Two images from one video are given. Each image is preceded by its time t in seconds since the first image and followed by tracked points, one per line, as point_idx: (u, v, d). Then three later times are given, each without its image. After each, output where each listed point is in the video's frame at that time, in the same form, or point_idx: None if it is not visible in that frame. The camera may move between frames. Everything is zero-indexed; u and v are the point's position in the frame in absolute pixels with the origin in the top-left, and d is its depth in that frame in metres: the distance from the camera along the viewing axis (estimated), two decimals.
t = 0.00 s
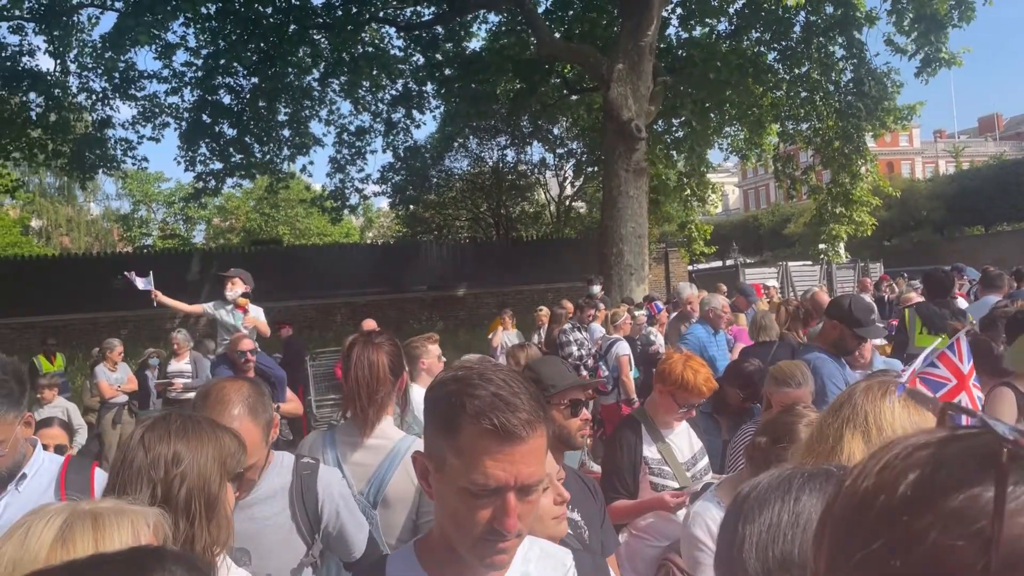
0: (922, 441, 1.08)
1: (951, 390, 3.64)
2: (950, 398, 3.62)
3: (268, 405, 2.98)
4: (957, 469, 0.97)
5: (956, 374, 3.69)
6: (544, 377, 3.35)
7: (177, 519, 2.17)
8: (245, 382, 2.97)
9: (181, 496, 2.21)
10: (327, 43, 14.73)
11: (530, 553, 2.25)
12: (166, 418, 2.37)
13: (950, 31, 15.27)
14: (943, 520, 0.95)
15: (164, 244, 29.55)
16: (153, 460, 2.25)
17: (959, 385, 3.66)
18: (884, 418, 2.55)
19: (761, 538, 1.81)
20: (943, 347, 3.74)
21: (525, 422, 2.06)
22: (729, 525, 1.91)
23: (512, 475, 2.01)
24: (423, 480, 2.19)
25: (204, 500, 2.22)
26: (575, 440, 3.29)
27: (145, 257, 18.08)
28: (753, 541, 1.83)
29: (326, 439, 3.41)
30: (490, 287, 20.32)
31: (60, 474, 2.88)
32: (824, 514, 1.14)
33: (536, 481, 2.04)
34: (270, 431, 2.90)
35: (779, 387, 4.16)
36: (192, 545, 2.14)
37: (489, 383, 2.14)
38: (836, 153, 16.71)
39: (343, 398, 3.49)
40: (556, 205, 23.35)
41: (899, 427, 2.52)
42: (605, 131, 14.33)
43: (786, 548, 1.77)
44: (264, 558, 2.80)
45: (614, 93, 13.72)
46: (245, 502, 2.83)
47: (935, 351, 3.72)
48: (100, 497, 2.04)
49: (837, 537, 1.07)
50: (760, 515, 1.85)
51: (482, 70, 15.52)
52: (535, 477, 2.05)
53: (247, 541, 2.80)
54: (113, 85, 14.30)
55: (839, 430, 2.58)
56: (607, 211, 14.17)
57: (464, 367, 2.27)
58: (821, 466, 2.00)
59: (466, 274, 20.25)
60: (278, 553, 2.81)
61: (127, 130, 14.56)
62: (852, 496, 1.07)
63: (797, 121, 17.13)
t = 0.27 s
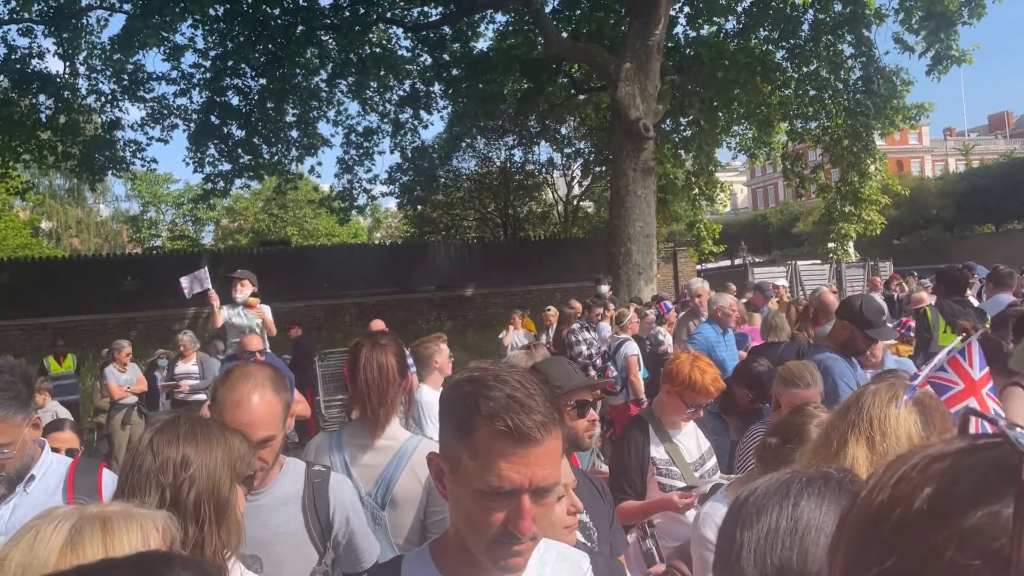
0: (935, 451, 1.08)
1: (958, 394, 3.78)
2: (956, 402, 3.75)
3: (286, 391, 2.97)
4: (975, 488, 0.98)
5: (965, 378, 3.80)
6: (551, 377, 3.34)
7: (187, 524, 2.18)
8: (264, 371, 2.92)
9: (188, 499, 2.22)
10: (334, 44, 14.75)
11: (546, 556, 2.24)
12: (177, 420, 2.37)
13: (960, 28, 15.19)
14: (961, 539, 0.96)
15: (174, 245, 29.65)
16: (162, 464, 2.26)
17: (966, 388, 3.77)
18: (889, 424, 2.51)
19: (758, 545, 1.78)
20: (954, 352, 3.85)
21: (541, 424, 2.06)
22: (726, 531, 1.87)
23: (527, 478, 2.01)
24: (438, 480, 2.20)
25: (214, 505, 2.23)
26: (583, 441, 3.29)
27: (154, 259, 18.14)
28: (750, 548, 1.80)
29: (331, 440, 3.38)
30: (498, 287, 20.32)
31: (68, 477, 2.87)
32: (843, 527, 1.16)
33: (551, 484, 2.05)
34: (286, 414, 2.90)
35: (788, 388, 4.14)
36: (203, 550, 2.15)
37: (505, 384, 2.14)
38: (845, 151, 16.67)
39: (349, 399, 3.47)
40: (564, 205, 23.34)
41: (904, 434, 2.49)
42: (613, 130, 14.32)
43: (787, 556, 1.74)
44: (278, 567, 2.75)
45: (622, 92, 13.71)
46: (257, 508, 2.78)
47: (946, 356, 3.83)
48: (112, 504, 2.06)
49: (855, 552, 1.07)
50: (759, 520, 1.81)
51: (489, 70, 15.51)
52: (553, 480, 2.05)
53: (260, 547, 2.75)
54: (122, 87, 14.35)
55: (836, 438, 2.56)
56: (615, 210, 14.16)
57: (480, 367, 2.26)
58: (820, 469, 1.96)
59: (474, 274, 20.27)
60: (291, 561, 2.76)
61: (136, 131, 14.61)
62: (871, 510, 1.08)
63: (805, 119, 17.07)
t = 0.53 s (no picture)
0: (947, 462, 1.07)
1: (979, 397, 3.57)
2: (977, 407, 3.54)
3: (308, 388, 2.98)
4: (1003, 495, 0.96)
5: (986, 382, 3.60)
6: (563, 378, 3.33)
7: (201, 527, 2.18)
8: (291, 369, 2.95)
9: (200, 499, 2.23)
10: (342, 45, 14.77)
11: (564, 557, 2.26)
12: (186, 423, 2.37)
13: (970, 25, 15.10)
14: (991, 545, 0.92)
15: (183, 246, 29.77)
16: (173, 468, 2.26)
17: (987, 392, 3.56)
18: (907, 426, 2.49)
19: (768, 539, 1.73)
20: (975, 356, 3.68)
21: (558, 424, 2.06)
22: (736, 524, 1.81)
23: (544, 478, 2.00)
24: (455, 481, 2.20)
25: (228, 506, 2.23)
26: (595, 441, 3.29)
27: (163, 260, 18.21)
28: (760, 541, 1.75)
29: (340, 441, 3.37)
30: (506, 287, 20.32)
31: (81, 478, 2.90)
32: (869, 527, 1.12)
33: (570, 485, 2.04)
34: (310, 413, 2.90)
35: (798, 388, 4.12)
36: (218, 551, 2.14)
37: (523, 384, 2.13)
38: (853, 150, 16.71)
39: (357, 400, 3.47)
40: (572, 204, 23.34)
41: (923, 436, 2.47)
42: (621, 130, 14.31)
43: (797, 548, 1.69)
44: None
45: (630, 91, 13.69)
46: (281, 516, 2.74)
47: (965, 360, 3.67)
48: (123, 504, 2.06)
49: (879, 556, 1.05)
50: (769, 514, 1.77)
51: (497, 70, 15.52)
52: (571, 482, 2.04)
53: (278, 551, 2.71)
54: (131, 89, 14.41)
55: (858, 436, 2.54)
56: (623, 210, 14.14)
57: (497, 368, 2.27)
58: (829, 467, 1.94)
59: (482, 274, 20.28)
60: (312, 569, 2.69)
61: (145, 133, 14.67)
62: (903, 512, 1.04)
63: (814, 118, 17.12)
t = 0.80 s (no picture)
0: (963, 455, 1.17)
1: (1004, 402, 3.37)
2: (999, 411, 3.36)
3: (321, 386, 3.01)
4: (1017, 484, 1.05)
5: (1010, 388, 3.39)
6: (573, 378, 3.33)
7: (218, 529, 2.19)
8: (311, 370, 3.00)
9: (217, 502, 2.24)
10: (350, 46, 14.80)
11: (576, 559, 2.25)
12: (196, 425, 2.37)
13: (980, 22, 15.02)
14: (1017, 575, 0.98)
15: (193, 248, 29.88)
16: (187, 472, 2.26)
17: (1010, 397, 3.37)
18: (927, 427, 2.48)
19: (779, 533, 1.70)
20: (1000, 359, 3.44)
21: (567, 425, 2.06)
22: (746, 517, 1.78)
23: (554, 479, 2.00)
24: (465, 482, 2.19)
25: (244, 507, 2.25)
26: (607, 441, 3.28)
27: (173, 262, 18.28)
28: (772, 533, 1.72)
29: (350, 443, 3.38)
30: (514, 287, 20.32)
31: (94, 479, 2.88)
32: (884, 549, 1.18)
33: (580, 486, 2.04)
34: (323, 415, 2.90)
35: (808, 387, 4.11)
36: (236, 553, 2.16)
37: (532, 386, 2.13)
38: (863, 148, 16.69)
39: (365, 401, 3.48)
40: (581, 204, 23.34)
41: (944, 438, 2.46)
42: (629, 130, 14.29)
43: (809, 540, 1.67)
44: None
45: (638, 91, 13.67)
46: (298, 520, 2.73)
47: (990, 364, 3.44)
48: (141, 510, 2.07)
49: None
50: (780, 508, 1.74)
51: (505, 70, 15.53)
52: (580, 482, 2.04)
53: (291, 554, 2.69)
54: (140, 91, 14.49)
55: (876, 435, 2.52)
56: (632, 210, 14.12)
57: (506, 368, 2.27)
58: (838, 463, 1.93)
59: (491, 274, 20.28)
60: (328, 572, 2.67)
61: (155, 135, 14.73)
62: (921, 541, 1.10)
63: (824, 116, 17.12)
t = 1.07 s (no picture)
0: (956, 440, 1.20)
1: None
2: None
3: (332, 389, 3.03)
4: (1002, 463, 1.09)
5: None
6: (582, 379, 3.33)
7: (233, 532, 2.21)
8: (324, 374, 3.03)
9: (231, 506, 2.25)
10: (359, 48, 14.84)
11: (587, 560, 2.25)
12: (207, 428, 2.38)
13: (991, 19, 14.94)
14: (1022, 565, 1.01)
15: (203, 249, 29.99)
16: (201, 477, 2.26)
17: None
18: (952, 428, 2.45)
19: (786, 536, 1.70)
20: None
21: (576, 426, 2.05)
22: (753, 521, 1.78)
23: (563, 481, 2.00)
24: (476, 484, 2.19)
25: (259, 510, 2.26)
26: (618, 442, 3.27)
27: (183, 264, 18.35)
28: (779, 536, 1.71)
29: (361, 444, 3.39)
30: (524, 288, 20.33)
31: (109, 481, 2.89)
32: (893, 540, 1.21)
33: (589, 486, 2.03)
34: (336, 419, 2.92)
35: (820, 387, 4.09)
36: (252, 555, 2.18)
37: (539, 386, 2.13)
38: (874, 146, 16.61)
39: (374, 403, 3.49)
40: (590, 205, 23.33)
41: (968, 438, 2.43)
42: (638, 130, 14.27)
43: (816, 542, 1.66)
44: None
45: (646, 91, 13.65)
46: (313, 526, 2.72)
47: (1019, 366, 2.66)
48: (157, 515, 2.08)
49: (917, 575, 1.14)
50: (786, 512, 1.74)
51: (514, 71, 15.55)
52: (590, 483, 2.04)
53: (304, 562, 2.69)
54: (150, 95, 14.55)
55: (900, 435, 2.51)
56: (641, 210, 14.10)
57: (513, 369, 2.26)
58: (844, 464, 1.91)
59: (500, 275, 20.29)
60: None
61: (166, 138, 14.80)
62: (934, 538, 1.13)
63: (833, 115, 17.06)
